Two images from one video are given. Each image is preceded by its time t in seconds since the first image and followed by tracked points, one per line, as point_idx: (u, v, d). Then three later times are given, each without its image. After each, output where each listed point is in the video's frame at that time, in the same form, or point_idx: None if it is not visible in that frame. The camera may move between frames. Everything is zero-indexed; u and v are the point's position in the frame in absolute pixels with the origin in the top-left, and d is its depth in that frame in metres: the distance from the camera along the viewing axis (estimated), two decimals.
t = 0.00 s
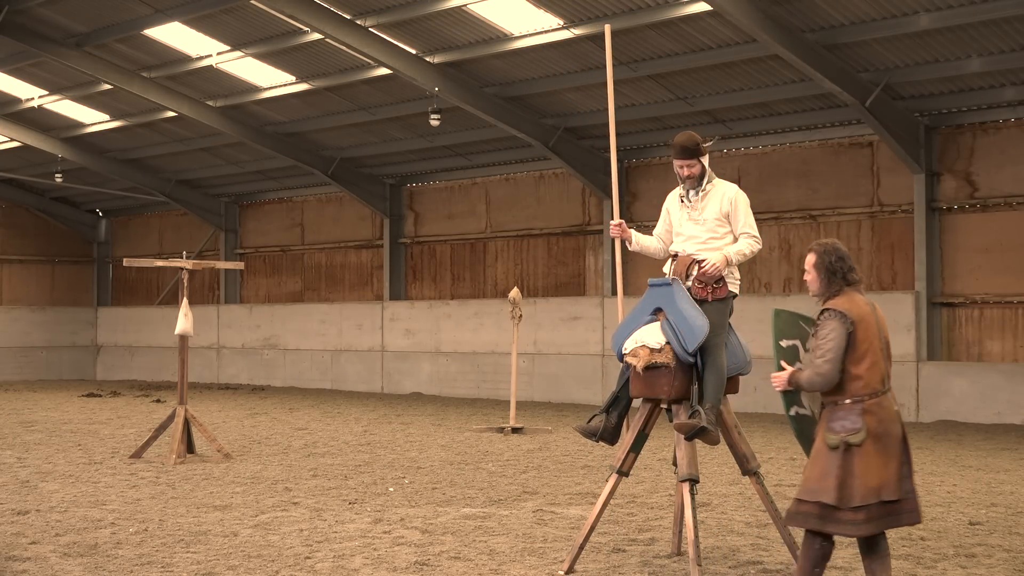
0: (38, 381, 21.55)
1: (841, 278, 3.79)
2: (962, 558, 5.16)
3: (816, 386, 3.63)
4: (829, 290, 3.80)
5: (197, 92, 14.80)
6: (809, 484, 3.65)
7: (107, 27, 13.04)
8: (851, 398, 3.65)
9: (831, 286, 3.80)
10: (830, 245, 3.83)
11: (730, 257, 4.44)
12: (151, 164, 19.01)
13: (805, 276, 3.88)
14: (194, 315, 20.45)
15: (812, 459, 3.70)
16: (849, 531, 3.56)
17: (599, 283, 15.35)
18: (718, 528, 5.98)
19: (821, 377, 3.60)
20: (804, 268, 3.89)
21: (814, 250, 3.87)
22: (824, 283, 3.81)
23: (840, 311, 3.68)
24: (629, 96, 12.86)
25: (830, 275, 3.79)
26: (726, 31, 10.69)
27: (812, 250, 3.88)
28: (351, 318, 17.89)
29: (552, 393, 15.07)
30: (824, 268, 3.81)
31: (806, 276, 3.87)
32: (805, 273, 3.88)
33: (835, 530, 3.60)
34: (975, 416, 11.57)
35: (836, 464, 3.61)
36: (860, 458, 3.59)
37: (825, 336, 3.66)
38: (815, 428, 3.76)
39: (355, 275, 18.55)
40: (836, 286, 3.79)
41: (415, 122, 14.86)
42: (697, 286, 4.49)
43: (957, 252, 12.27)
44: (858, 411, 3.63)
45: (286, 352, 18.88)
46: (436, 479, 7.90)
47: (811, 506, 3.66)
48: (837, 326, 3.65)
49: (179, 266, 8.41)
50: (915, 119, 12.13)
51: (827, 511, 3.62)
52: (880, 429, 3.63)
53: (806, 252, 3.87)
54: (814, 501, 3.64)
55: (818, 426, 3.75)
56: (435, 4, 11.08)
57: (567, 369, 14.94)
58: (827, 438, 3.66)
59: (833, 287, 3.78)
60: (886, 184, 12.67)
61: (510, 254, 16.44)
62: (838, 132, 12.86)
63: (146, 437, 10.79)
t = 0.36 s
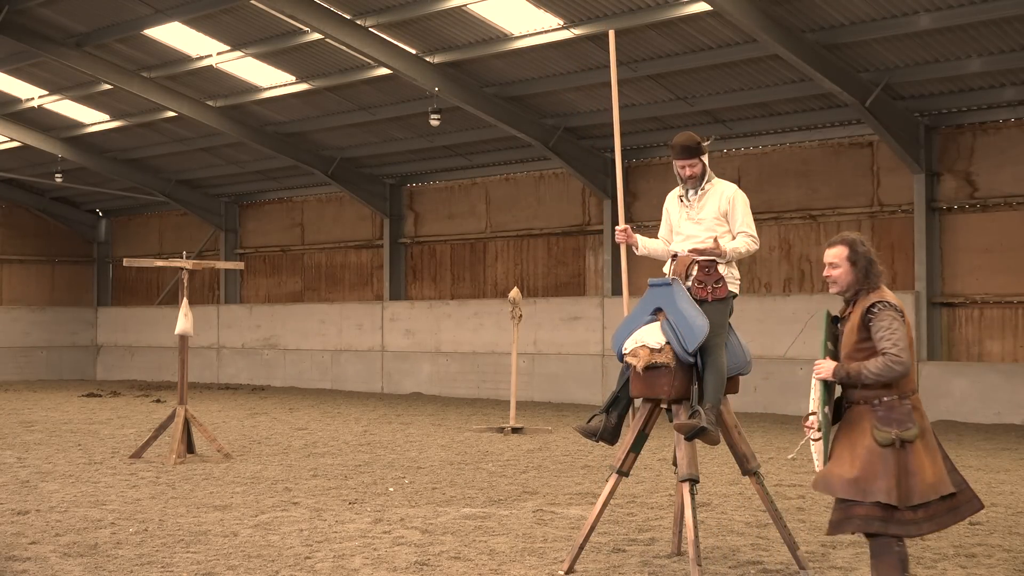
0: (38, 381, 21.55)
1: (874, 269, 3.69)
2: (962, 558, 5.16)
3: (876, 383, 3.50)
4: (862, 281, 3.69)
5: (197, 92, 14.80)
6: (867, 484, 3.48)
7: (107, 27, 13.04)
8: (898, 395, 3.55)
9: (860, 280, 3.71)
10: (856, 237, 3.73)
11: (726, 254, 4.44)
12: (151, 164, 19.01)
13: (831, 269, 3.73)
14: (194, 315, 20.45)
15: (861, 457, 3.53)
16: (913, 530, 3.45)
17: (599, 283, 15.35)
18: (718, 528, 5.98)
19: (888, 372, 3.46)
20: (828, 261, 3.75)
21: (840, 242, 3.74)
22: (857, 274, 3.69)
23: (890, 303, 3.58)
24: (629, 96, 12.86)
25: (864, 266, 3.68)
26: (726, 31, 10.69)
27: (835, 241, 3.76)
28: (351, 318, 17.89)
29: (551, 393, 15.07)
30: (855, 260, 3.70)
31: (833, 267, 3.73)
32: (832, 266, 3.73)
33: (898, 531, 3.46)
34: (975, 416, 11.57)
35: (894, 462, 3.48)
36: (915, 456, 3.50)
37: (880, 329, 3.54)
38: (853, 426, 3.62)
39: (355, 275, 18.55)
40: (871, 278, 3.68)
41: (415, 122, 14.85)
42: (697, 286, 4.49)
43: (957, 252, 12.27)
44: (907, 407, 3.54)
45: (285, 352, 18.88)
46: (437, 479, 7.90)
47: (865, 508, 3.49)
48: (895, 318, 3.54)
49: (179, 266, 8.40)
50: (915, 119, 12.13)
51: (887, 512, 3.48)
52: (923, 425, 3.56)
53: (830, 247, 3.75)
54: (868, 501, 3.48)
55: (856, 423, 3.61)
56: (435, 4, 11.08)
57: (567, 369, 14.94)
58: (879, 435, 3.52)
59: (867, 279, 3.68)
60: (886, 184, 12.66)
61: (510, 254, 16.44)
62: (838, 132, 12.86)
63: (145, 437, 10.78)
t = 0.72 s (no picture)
0: (38, 380, 21.56)
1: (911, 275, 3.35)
2: (962, 558, 5.16)
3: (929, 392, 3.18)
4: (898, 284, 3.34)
5: (197, 92, 14.79)
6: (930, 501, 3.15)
7: (107, 27, 13.04)
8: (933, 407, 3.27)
9: (891, 283, 3.37)
10: (890, 238, 3.37)
11: (722, 251, 4.41)
12: (151, 164, 19.00)
13: (865, 272, 3.34)
14: (194, 315, 20.46)
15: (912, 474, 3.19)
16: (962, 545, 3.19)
17: (599, 283, 15.35)
18: (718, 528, 5.98)
19: (944, 384, 3.14)
20: (860, 264, 3.35)
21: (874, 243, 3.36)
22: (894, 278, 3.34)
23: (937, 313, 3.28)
24: (629, 96, 12.86)
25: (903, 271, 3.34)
26: (726, 31, 10.69)
27: (867, 241, 3.36)
28: (351, 318, 17.90)
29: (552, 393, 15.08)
30: (891, 263, 3.34)
31: (867, 270, 3.34)
32: (867, 268, 3.34)
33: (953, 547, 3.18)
34: (975, 416, 11.57)
35: (944, 476, 3.19)
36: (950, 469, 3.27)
37: (932, 339, 3.23)
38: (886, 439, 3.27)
39: (355, 274, 18.55)
40: (907, 283, 3.34)
41: (415, 122, 14.85)
42: (697, 286, 4.50)
43: (957, 252, 12.27)
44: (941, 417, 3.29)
45: (286, 352, 18.89)
46: (437, 479, 7.90)
47: (917, 527, 3.19)
48: (943, 327, 3.26)
49: (179, 266, 8.40)
50: (915, 119, 12.13)
51: (936, 529, 3.18)
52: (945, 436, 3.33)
53: (863, 247, 3.35)
54: (930, 519, 3.16)
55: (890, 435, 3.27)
56: (435, 4, 11.08)
57: (567, 369, 14.95)
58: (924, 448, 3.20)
59: (905, 284, 3.34)
60: (886, 185, 12.66)
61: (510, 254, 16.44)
62: (838, 132, 12.86)
63: (146, 437, 10.78)
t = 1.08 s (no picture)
0: (38, 381, 21.56)
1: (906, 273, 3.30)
2: (962, 558, 5.16)
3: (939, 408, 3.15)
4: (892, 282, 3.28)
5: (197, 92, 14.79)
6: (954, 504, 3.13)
7: (107, 27, 13.04)
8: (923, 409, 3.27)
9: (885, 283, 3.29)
10: (880, 235, 3.30)
11: (715, 248, 4.40)
12: (151, 164, 19.01)
13: (864, 271, 3.22)
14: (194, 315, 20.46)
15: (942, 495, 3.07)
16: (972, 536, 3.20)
17: (599, 283, 15.35)
18: (718, 528, 5.98)
19: (956, 386, 3.11)
20: (859, 263, 3.23)
21: (868, 242, 3.26)
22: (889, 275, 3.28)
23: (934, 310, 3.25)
24: (629, 96, 12.86)
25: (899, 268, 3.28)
26: (726, 31, 10.69)
27: (862, 239, 3.26)
28: (351, 318, 17.90)
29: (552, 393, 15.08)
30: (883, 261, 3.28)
31: (865, 269, 3.23)
32: (865, 268, 3.22)
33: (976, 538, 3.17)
34: (975, 416, 11.57)
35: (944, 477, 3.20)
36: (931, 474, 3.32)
37: (937, 339, 3.18)
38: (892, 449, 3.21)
39: (355, 275, 18.55)
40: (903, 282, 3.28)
41: (415, 122, 14.85)
42: (697, 286, 4.50)
43: (957, 252, 12.27)
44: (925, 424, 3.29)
45: (286, 352, 18.89)
46: (437, 479, 7.90)
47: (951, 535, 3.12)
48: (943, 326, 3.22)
49: (179, 266, 8.40)
50: (915, 119, 12.13)
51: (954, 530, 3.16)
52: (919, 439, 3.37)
53: (861, 245, 3.25)
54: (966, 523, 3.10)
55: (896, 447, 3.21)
56: (435, 4, 11.08)
57: (567, 369, 14.94)
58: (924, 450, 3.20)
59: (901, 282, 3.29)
60: (886, 185, 12.66)
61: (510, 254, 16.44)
62: (838, 132, 12.86)
63: (145, 437, 10.78)
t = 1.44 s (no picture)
0: (38, 380, 21.56)
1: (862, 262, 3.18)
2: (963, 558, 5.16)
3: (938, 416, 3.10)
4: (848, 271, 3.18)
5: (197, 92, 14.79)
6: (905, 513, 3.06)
7: (107, 27, 13.04)
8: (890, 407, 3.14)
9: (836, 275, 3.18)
10: (829, 224, 3.20)
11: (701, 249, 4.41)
12: (151, 163, 19.01)
13: (812, 263, 3.12)
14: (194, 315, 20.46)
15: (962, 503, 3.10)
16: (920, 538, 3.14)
17: (599, 283, 15.35)
18: (718, 528, 5.98)
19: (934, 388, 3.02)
20: (807, 254, 3.13)
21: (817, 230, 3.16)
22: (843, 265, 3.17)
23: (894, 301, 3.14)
24: (630, 95, 12.86)
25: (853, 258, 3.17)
26: (726, 31, 10.69)
27: (808, 230, 3.16)
28: (351, 318, 17.90)
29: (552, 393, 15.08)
30: (834, 251, 3.17)
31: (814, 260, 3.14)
32: (814, 258, 3.12)
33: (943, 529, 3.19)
34: (975, 416, 11.57)
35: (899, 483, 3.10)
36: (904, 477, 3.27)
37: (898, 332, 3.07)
38: (855, 454, 3.09)
39: (355, 274, 18.55)
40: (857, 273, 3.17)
41: (414, 122, 14.85)
42: (697, 286, 4.54)
43: (957, 252, 12.27)
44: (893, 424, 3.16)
45: (286, 352, 18.89)
46: (437, 479, 7.90)
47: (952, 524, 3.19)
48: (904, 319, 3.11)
49: (179, 266, 8.40)
50: (915, 119, 12.13)
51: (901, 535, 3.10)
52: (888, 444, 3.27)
53: (811, 236, 3.14)
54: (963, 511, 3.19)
55: (859, 451, 3.08)
56: (435, 4, 11.07)
57: (567, 369, 14.94)
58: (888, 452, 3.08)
59: (858, 272, 3.17)
60: (886, 184, 12.66)
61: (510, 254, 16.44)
62: (838, 132, 12.86)
63: (145, 437, 10.79)
